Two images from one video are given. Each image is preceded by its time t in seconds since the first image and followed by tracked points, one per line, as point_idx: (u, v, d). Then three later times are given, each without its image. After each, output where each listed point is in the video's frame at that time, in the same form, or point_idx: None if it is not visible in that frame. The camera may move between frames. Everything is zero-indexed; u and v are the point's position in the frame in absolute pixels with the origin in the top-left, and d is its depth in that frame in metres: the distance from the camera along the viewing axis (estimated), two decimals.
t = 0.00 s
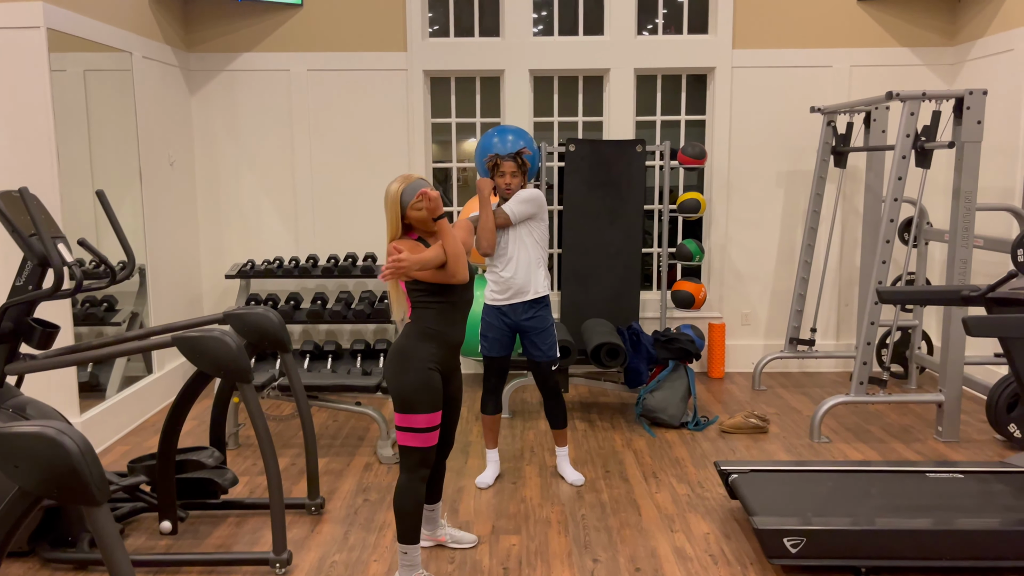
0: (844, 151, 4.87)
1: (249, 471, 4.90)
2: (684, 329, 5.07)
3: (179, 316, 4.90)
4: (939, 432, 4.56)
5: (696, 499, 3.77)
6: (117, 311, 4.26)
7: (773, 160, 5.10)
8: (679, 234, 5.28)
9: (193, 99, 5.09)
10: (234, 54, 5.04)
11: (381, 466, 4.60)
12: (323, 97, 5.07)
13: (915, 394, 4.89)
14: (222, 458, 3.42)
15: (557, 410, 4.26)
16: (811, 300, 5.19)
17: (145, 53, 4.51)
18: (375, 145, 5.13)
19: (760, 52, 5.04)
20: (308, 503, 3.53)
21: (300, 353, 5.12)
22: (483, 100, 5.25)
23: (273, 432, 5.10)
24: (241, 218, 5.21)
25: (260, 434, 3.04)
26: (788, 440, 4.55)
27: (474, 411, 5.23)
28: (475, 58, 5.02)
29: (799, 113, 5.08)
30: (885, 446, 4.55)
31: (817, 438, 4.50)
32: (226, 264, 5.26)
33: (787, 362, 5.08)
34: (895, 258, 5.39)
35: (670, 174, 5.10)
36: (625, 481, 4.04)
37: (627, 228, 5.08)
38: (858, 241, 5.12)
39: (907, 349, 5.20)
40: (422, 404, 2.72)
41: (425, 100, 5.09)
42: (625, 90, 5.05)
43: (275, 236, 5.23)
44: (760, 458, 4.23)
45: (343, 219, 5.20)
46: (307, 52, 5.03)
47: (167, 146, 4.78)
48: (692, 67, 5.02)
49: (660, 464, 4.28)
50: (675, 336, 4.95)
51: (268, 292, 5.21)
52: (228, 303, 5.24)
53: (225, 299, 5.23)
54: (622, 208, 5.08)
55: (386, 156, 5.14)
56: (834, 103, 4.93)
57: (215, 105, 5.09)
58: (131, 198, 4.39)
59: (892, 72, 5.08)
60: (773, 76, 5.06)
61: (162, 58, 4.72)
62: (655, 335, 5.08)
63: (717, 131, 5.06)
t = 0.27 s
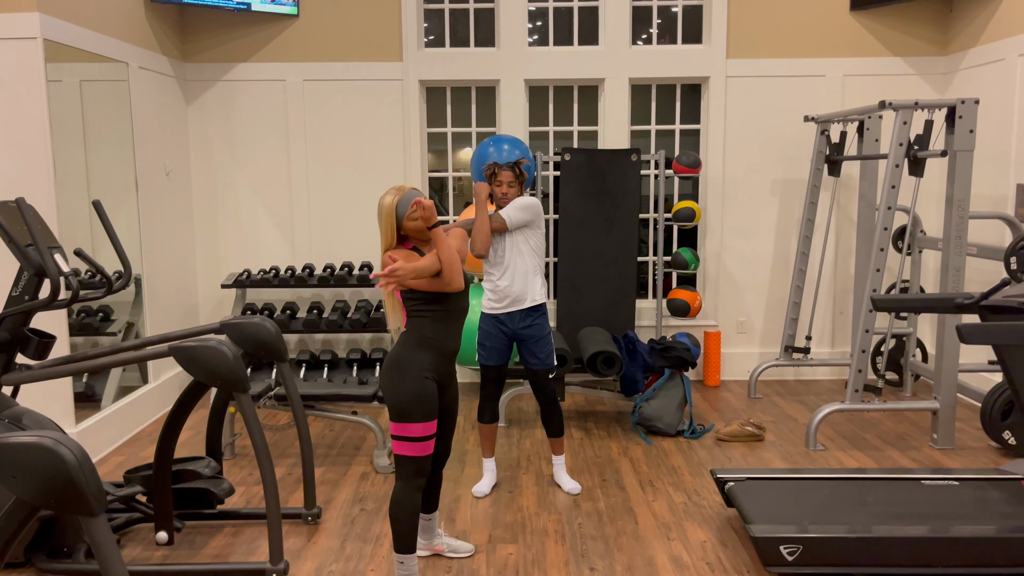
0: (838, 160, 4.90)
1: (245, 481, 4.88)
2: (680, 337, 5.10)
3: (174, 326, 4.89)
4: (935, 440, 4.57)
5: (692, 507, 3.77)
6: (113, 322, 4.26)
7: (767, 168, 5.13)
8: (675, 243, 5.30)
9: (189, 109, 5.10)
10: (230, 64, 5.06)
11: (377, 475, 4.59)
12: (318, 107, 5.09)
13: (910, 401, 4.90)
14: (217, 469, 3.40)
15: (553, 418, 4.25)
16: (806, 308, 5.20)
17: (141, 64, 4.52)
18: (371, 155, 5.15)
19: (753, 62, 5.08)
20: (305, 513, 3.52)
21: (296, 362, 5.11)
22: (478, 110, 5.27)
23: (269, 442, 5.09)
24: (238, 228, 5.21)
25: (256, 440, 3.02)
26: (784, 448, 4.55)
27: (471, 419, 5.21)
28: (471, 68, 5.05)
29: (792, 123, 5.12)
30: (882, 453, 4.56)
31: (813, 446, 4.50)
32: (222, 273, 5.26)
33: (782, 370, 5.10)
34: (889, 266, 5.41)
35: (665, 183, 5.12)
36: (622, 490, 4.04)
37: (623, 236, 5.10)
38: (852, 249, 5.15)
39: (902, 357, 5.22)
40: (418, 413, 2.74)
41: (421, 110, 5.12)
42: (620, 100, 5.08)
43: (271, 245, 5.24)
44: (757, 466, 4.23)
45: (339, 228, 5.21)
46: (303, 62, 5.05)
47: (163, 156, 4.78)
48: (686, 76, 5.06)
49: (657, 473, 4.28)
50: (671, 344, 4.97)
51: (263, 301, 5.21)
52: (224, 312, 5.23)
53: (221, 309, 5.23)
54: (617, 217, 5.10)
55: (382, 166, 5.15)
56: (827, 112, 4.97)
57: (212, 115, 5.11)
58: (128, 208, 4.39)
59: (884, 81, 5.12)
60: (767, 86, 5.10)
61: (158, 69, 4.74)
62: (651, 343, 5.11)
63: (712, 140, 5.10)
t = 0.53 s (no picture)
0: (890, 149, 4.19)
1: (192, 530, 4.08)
2: (706, 356, 4.33)
3: (109, 345, 4.11)
4: (1008, 479, 3.83)
5: (721, 559, 3.09)
6: (37, 340, 3.52)
7: (809, 159, 4.37)
8: (699, 247, 4.54)
9: (130, 90, 4.33)
10: (178, 37, 4.30)
11: (348, 525, 3.81)
12: (283, 87, 4.33)
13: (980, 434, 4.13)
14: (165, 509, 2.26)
15: (557, 455, 3.40)
16: (853, 323, 4.44)
17: (74, 37, 3.79)
18: (345, 143, 4.38)
19: (791, 35, 4.33)
20: (263, 564, 2.54)
21: (254, 387, 4.34)
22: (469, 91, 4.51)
23: (223, 482, 4.29)
24: (186, 230, 4.41)
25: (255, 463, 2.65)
26: (831, 490, 3.77)
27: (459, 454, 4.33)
28: (460, 41, 4.29)
29: (838, 106, 4.36)
30: (946, 494, 3.81)
31: (863, 487, 3.75)
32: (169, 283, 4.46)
33: (827, 397, 4.33)
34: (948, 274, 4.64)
35: (689, 176, 4.37)
36: (638, 539, 3.31)
37: (640, 239, 4.34)
38: (908, 254, 4.38)
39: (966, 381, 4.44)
40: (399, 447, 2.18)
41: (402, 91, 4.36)
42: (635, 79, 4.32)
43: (226, 250, 4.44)
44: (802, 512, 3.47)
45: (305, 230, 4.42)
46: (263, 35, 4.30)
47: (98, 144, 4.02)
48: (713, 51, 4.30)
49: (679, 519, 3.50)
50: (696, 366, 4.19)
51: (218, 315, 4.43)
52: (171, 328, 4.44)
53: (167, 325, 4.44)
54: (633, 216, 4.33)
55: (356, 157, 4.39)
56: (880, 93, 4.22)
57: (156, 98, 4.33)
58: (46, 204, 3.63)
59: (946, 58, 4.37)
60: (807, 64, 4.36)
61: (95, 43, 3.99)
62: (672, 364, 4.33)
63: (743, 126, 4.34)
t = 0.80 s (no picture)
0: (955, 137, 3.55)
1: None
2: (739, 380, 3.63)
3: (26, 367, 3.41)
4: None
5: None
6: None
7: (860, 148, 3.70)
8: (729, 252, 3.86)
9: (56, 64, 3.64)
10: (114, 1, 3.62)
11: None
12: (238, 61, 3.66)
13: None
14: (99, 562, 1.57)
15: (563, 496, 2.67)
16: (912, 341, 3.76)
17: None
18: (312, 128, 3.70)
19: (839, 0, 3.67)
20: None
21: (203, 417, 3.63)
22: (459, 68, 3.84)
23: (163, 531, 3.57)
24: (123, 230, 3.71)
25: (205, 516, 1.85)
26: (882, 536, 3.11)
27: (445, 498, 3.54)
28: (448, 8, 3.63)
29: (894, 85, 3.69)
30: None
31: (926, 535, 3.06)
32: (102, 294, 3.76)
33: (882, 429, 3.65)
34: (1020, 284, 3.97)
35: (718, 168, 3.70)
36: None
37: (660, 242, 3.66)
38: (978, 260, 3.70)
39: None
40: (374, 489, 1.80)
41: (379, 67, 3.69)
42: (655, 52, 3.65)
43: (170, 255, 3.73)
44: (858, 570, 2.81)
45: (264, 231, 3.73)
46: None
47: (19, 127, 3.35)
48: (747, 19, 3.64)
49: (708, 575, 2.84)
50: (727, 393, 3.50)
51: (161, 331, 3.74)
52: (105, 345, 3.74)
53: (100, 343, 3.74)
54: (653, 214, 3.66)
55: (325, 144, 3.70)
56: (946, 70, 3.55)
57: (87, 74, 3.65)
58: None
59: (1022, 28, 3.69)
60: (859, 35, 3.68)
61: (15, 8, 3.32)
62: (698, 390, 3.63)
63: (783, 109, 3.67)
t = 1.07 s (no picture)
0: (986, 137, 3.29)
1: None
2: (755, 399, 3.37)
3: None
4: None
5: None
6: None
7: (884, 150, 3.45)
8: (743, 260, 3.61)
9: (21, 57, 3.39)
10: None
11: None
12: (217, 55, 3.41)
13: None
14: None
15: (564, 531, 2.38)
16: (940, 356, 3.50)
17: None
18: (295, 126, 3.45)
19: None
20: None
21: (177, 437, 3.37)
22: (454, 63, 3.59)
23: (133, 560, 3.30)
24: (92, 235, 3.46)
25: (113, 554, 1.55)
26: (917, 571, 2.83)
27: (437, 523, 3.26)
28: None
29: (920, 82, 3.44)
30: None
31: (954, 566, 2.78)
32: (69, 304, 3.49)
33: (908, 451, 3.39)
34: None
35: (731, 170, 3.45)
36: None
37: (669, 249, 3.41)
38: (1011, 269, 3.44)
39: None
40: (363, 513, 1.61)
41: (368, 61, 3.44)
42: (664, 46, 3.41)
43: (143, 262, 3.48)
44: None
45: (244, 236, 3.47)
46: None
47: None
48: (763, 11, 3.39)
49: None
50: (741, 412, 3.22)
51: (133, 344, 3.48)
52: (73, 359, 3.49)
53: (68, 356, 3.48)
54: (662, 220, 3.41)
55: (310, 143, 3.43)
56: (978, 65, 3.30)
57: (55, 67, 3.40)
58: None
59: None
60: (883, 27, 3.44)
61: None
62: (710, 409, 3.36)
63: (801, 107, 3.42)
